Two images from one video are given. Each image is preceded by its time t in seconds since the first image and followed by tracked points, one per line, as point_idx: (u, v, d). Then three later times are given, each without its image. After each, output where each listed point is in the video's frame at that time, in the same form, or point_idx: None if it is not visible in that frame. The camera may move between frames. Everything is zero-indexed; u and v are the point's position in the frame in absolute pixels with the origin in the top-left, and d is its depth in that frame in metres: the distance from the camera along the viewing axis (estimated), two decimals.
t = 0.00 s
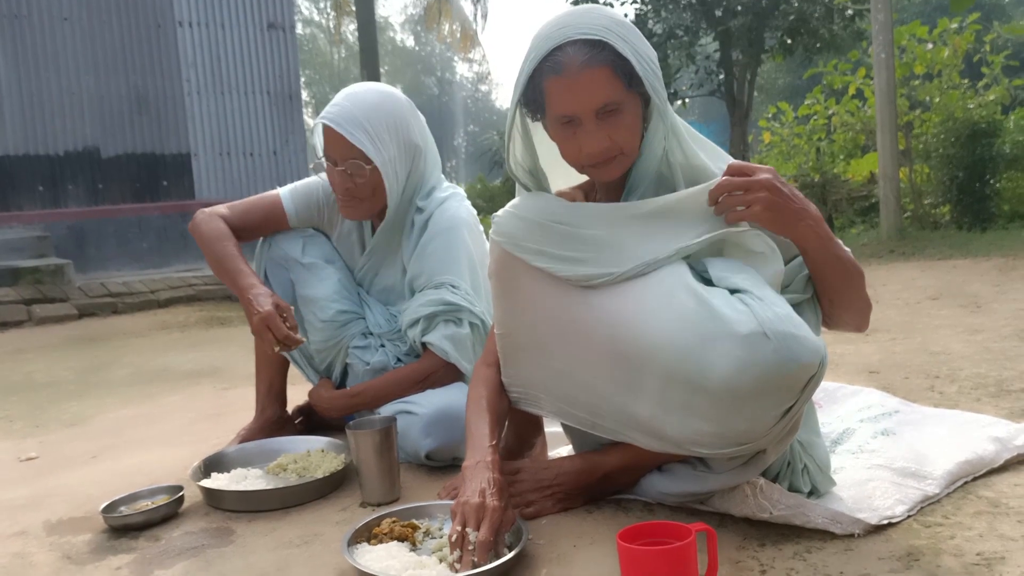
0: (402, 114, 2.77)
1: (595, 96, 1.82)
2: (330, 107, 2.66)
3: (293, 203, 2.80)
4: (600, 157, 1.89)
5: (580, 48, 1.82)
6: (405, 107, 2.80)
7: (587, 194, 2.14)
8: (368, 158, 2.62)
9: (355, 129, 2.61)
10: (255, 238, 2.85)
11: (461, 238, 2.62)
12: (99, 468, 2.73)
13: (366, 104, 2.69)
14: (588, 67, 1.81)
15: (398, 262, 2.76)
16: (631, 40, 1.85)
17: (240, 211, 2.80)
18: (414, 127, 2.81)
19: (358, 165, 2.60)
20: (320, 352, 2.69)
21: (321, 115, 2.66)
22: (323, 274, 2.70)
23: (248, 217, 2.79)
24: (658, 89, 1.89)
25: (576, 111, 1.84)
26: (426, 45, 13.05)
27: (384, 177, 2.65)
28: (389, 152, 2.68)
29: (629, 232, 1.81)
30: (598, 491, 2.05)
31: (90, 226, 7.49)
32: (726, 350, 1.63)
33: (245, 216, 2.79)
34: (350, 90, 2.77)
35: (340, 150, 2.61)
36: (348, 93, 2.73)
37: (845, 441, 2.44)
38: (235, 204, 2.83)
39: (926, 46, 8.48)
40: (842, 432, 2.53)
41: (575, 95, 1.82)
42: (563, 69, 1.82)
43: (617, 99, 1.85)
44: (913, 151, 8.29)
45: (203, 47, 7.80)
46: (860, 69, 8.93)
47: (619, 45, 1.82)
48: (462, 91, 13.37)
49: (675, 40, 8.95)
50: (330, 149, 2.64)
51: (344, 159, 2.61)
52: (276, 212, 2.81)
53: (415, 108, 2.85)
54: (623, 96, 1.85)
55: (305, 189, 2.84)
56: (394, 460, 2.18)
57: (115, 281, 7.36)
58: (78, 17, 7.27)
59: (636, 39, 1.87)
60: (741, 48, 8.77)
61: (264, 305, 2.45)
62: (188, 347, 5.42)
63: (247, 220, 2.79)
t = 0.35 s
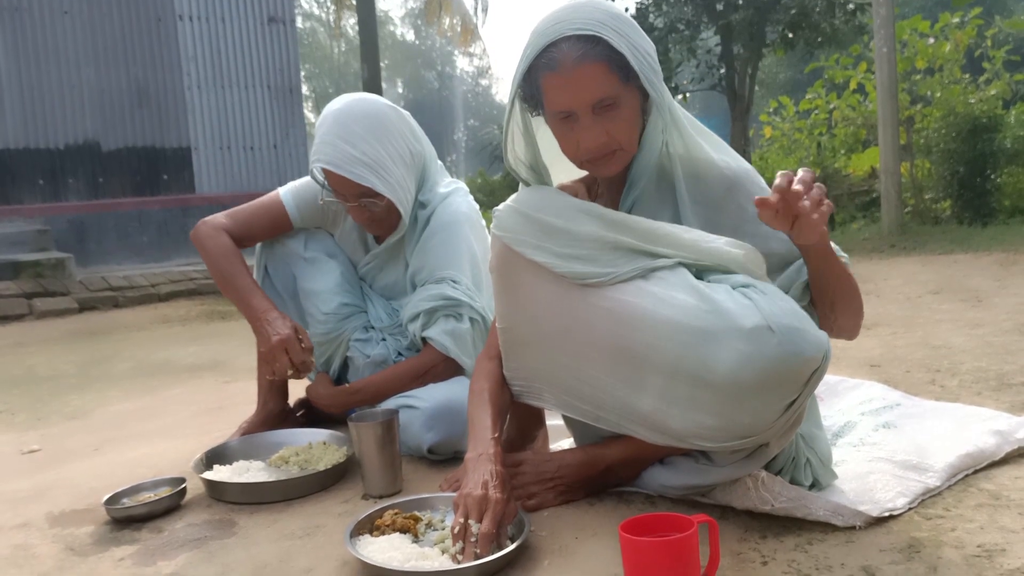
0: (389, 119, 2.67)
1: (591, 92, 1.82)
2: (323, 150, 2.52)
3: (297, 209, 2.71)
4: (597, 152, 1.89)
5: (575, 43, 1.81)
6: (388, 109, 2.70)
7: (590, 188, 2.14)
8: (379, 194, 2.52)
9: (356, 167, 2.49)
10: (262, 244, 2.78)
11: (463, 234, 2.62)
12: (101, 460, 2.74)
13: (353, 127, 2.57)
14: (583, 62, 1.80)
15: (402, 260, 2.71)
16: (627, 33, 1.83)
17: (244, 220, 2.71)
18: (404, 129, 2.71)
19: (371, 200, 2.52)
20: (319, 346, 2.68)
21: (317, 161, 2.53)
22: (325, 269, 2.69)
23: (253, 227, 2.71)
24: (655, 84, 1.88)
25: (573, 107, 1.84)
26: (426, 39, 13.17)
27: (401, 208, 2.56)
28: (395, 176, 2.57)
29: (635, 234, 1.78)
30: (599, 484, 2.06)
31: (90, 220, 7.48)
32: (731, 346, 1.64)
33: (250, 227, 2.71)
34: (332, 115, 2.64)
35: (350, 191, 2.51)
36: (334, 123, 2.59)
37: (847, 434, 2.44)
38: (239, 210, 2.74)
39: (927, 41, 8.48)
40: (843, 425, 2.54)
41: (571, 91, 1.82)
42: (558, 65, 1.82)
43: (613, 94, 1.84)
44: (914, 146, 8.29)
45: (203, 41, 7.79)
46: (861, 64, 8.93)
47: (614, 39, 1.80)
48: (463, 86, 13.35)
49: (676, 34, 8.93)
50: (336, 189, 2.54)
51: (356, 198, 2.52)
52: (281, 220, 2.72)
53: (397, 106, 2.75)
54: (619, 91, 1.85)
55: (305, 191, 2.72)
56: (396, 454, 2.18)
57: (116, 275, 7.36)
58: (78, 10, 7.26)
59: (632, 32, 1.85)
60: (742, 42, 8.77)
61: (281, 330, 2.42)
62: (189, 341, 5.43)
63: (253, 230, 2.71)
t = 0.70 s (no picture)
0: (391, 120, 2.66)
1: (579, 91, 1.82)
2: (326, 149, 2.51)
3: (298, 212, 2.69)
4: (589, 151, 1.88)
5: (563, 42, 1.83)
6: (390, 110, 2.69)
7: (589, 187, 2.12)
8: (382, 194, 2.52)
9: (360, 167, 2.48)
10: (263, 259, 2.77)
11: (464, 235, 2.61)
12: (103, 457, 2.74)
13: (357, 127, 2.57)
14: (571, 60, 1.81)
15: (404, 259, 2.71)
16: (617, 32, 1.83)
17: (249, 236, 2.69)
18: (406, 130, 2.70)
19: (375, 201, 2.52)
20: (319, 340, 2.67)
21: (320, 161, 2.52)
22: (326, 266, 2.69)
23: (259, 244, 2.70)
24: (645, 84, 1.87)
25: (562, 105, 1.84)
26: (428, 35, 13.25)
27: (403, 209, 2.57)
28: (398, 176, 2.57)
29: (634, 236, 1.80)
30: (600, 482, 2.06)
31: (92, 216, 7.48)
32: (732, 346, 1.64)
33: (257, 243, 2.70)
34: (334, 116, 2.63)
35: (354, 191, 2.50)
36: (336, 122, 2.59)
37: (848, 432, 2.44)
38: (243, 222, 2.71)
39: (930, 39, 8.48)
40: (844, 423, 2.54)
41: (559, 89, 1.82)
42: (546, 63, 1.83)
43: (602, 94, 1.84)
44: (916, 144, 8.28)
45: (205, 36, 7.79)
46: (864, 61, 8.93)
47: (601, 39, 1.81)
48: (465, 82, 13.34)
49: (678, 32, 8.96)
50: (338, 189, 2.53)
51: (360, 198, 2.52)
52: (285, 231, 2.72)
53: (400, 107, 2.74)
54: (609, 90, 1.84)
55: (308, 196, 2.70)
56: (398, 451, 2.18)
57: (118, 271, 7.36)
58: (81, 6, 7.26)
59: (624, 32, 1.85)
60: (745, 40, 8.76)
61: (303, 339, 2.47)
62: (191, 337, 5.43)
63: (258, 246, 2.70)
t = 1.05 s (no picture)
0: (396, 120, 2.65)
1: (569, 93, 1.81)
2: (331, 147, 2.52)
3: (299, 211, 2.69)
4: (580, 153, 1.88)
5: (556, 44, 1.83)
6: (396, 109, 2.69)
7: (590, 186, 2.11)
8: (387, 193, 2.52)
9: (365, 166, 2.48)
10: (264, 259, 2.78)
11: (467, 235, 2.61)
12: (104, 455, 2.75)
13: (361, 127, 2.56)
14: (562, 62, 1.81)
15: (406, 259, 2.71)
16: (610, 36, 1.83)
17: (251, 236, 2.70)
18: (412, 130, 2.70)
19: (377, 202, 2.51)
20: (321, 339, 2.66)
21: (324, 160, 2.53)
22: (326, 264, 2.69)
23: (261, 242, 2.71)
24: (638, 89, 1.85)
25: (554, 107, 1.84)
26: (431, 33, 13.21)
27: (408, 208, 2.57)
28: (402, 176, 2.57)
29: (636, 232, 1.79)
30: (602, 482, 2.06)
31: (94, 214, 7.49)
32: (735, 345, 1.65)
33: (258, 243, 2.70)
34: (337, 115, 2.62)
35: (357, 191, 2.50)
36: (340, 122, 2.58)
37: (850, 432, 2.44)
38: (245, 221, 2.72)
39: (932, 37, 8.46)
40: (846, 423, 2.53)
41: (550, 90, 1.82)
42: (539, 63, 1.83)
43: (593, 97, 1.83)
44: (919, 143, 8.26)
45: (207, 34, 7.78)
46: (867, 60, 8.92)
47: (592, 43, 1.80)
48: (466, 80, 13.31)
49: (680, 30, 8.90)
50: (343, 188, 2.52)
51: (363, 198, 2.51)
52: (286, 230, 2.71)
53: (404, 106, 2.73)
54: (600, 94, 1.84)
55: (310, 194, 2.69)
56: (399, 450, 2.18)
57: (120, 269, 7.37)
58: (83, 4, 7.27)
59: (618, 36, 1.84)
60: (747, 38, 8.73)
61: (299, 351, 2.45)
62: (193, 335, 5.43)
63: (261, 245, 2.71)
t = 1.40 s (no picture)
0: (398, 121, 2.65)
1: (561, 100, 1.81)
2: (332, 145, 2.51)
3: (300, 212, 2.66)
4: (570, 159, 1.87)
5: (549, 49, 1.83)
6: (397, 109, 2.68)
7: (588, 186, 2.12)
8: (387, 193, 2.51)
9: (365, 166, 2.48)
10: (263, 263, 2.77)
11: (468, 234, 2.61)
12: (105, 453, 2.74)
13: (362, 126, 2.56)
14: (555, 69, 1.81)
15: (405, 258, 2.71)
16: (604, 44, 1.83)
17: (250, 240, 2.68)
18: (414, 131, 2.70)
19: (376, 201, 2.51)
20: (326, 337, 2.67)
21: (323, 158, 2.52)
22: (326, 263, 2.68)
23: (261, 246, 2.69)
24: (631, 100, 1.84)
25: (546, 112, 1.83)
26: (432, 31, 13.09)
27: (406, 209, 2.56)
28: (403, 176, 2.56)
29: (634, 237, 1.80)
30: (603, 479, 2.06)
31: (96, 212, 7.49)
32: (729, 341, 1.64)
33: (257, 248, 2.68)
34: (340, 111, 2.62)
35: (356, 190, 2.49)
36: (341, 120, 2.58)
37: (851, 429, 2.44)
38: (245, 225, 2.70)
39: (934, 34, 8.43)
40: (848, 420, 2.53)
41: (542, 96, 1.81)
42: (532, 68, 1.83)
43: (585, 105, 1.82)
44: (920, 140, 8.23)
45: (207, 33, 7.78)
46: (868, 57, 8.90)
47: (585, 51, 1.80)
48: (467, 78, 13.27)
49: (681, 27, 8.88)
50: (341, 186, 2.52)
51: (361, 197, 2.50)
52: (285, 233, 2.69)
53: (408, 106, 2.74)
54: (593, 102, 1.83)
55: (309, 193, 2.68)
56: (400, 447, 2.18)
57: (121, 267, 7.37)
58: (84, 2, 7.27)
59: (613, 43, 1.84)
60: (748, 35, 8.72)
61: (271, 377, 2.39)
62: (194, 333, 5.43)
63: (261, 249, 2.69)
